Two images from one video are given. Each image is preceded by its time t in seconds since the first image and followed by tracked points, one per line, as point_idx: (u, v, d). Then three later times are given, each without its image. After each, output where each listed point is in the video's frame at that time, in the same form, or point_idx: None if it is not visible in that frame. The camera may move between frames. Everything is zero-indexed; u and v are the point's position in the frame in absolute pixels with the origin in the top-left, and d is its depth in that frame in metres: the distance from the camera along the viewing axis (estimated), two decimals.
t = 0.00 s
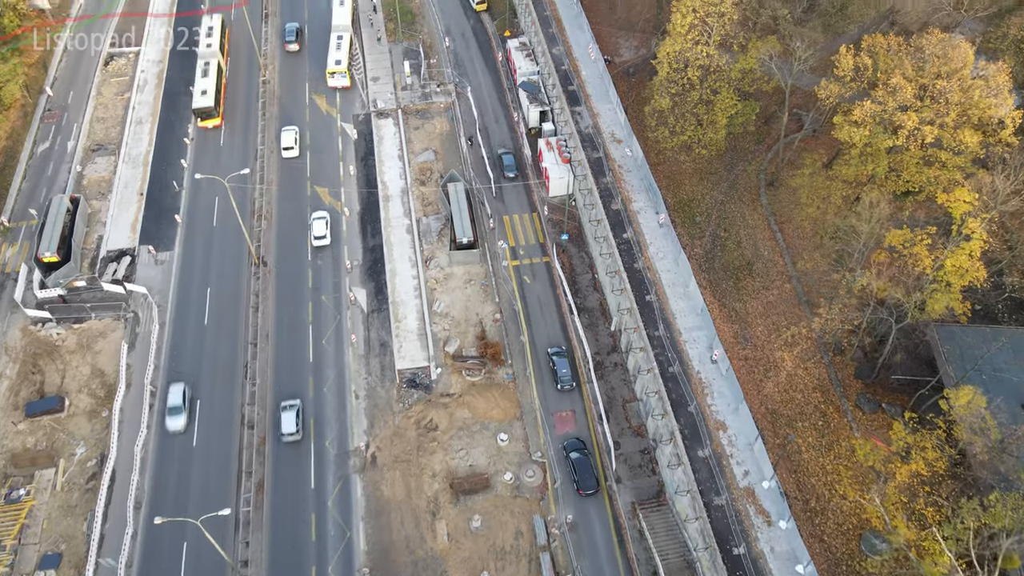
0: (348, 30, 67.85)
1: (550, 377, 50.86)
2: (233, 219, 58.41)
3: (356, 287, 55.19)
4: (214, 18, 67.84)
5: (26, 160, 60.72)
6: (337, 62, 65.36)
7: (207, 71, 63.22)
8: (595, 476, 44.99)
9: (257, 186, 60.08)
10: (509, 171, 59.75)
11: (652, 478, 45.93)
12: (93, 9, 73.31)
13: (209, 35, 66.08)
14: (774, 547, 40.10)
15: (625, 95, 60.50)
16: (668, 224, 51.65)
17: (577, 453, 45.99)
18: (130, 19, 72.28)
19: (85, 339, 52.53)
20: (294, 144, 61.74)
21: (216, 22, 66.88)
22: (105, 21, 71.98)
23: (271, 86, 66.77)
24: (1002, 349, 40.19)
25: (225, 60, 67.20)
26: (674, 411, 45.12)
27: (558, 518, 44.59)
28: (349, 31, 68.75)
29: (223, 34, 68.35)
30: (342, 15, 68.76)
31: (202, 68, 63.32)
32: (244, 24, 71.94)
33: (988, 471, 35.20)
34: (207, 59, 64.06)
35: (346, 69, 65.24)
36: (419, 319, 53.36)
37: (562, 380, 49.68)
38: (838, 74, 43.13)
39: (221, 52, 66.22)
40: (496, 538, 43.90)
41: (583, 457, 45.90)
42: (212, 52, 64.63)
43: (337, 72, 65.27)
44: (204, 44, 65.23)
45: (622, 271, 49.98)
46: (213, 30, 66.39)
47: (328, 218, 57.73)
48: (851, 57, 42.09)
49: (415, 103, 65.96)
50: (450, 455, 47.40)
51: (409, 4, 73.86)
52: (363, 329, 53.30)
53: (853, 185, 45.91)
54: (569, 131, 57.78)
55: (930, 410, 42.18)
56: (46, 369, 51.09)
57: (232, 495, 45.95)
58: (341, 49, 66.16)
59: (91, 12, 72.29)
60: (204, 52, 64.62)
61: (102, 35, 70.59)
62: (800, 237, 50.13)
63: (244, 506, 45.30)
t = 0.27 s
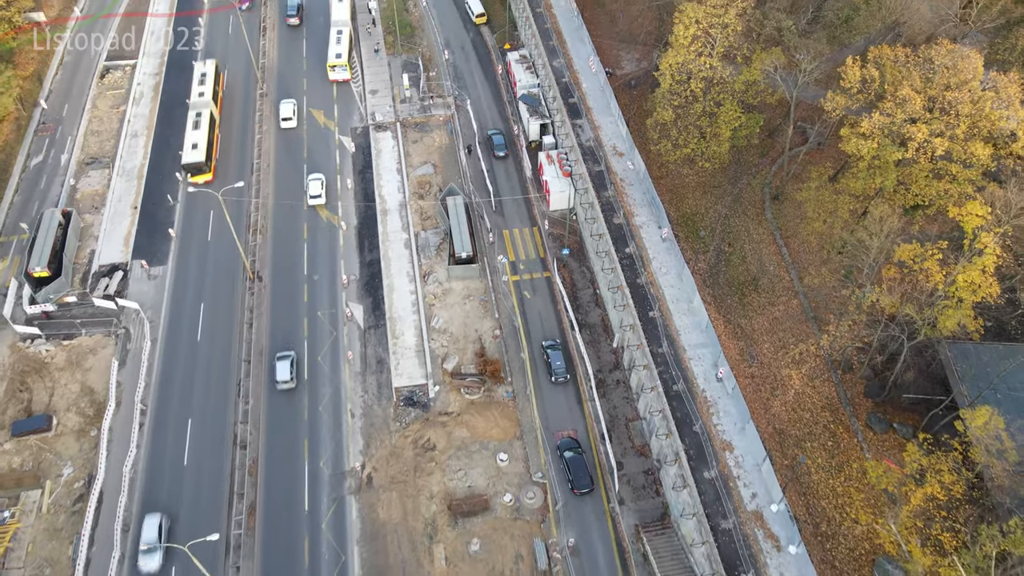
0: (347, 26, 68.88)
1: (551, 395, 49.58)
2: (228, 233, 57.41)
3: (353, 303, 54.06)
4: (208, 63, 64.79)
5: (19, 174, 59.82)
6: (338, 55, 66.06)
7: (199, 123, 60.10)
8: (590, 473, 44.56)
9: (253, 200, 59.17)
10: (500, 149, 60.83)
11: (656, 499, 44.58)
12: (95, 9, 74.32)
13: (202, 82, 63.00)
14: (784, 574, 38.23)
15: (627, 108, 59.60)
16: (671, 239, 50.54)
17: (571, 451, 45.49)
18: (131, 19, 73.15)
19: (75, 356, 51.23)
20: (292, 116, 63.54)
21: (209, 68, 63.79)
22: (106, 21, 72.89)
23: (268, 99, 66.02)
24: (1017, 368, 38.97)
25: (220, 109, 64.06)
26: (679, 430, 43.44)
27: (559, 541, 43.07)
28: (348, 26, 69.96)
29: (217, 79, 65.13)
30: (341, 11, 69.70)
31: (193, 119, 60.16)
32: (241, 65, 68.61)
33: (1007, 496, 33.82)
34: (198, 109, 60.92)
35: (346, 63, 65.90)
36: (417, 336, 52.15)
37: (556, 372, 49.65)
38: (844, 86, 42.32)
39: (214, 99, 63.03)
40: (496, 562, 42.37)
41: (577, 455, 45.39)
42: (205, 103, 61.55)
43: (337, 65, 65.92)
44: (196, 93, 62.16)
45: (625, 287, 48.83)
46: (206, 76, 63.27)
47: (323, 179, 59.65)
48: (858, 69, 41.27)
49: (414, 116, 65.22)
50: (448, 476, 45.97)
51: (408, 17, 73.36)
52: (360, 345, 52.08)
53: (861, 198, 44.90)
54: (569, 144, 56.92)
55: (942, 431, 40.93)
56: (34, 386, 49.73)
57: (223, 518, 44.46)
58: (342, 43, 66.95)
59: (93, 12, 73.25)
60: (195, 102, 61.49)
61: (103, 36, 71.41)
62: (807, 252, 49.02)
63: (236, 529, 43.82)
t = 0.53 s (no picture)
0: (346, 23, 69.90)
1: (552, 414, 48.21)
2: (223, 248, 56.36)
3: (349, 319, 52.85)
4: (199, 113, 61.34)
5: (10, 189, 58.88)
6: (337, 52, 66.95)
7: (187, 181, 56.14)
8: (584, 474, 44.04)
9: (248, 214, 58.18)
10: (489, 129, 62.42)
11: (660, 523, 43.12)
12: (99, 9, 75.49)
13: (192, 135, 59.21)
14: None
15: (628, 122, 58.61)
16: (675, 254, 49.37)
17: (566, 449, 45.06)
18: (131, 19, 73.90)
19: (64, 374, 49.90)
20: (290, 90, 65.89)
21: (200, 119, 60.23)
22: (108, 21, 73.75)
23: (265, 113, 65.27)
24: None
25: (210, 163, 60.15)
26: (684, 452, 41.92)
27: (561, 567, 41.53)
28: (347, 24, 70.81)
29: (208, 130, 61.53)
30: (339, 9, 70.67)
31: (182, 176, 56.26)
32: (235, 115, 65.16)
33: None
34: (187, 164, 57.16)
35: (346, 59, 66.93)
36: (415, 354, 50.60)
37: (549, 363, 49.60)
38: (851, 98, 41.45)
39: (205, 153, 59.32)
40: None
41: (572, 454, 44.95)
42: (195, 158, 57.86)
43: (337, 62, 66.89)
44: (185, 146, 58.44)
45: (627, 303, 47.62)
46: (196, 128, 59.59)
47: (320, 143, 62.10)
48: (866, 81, 40.33)
49: (413, 129, 64.39)
50: (446, 499, 44.51)
51: (407, 31, 72.79)
52: (356, 363, 50.75)
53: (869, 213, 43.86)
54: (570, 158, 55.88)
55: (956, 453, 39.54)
56: (20, 406, 48.33)
57: (214, 542, 42.92)
58: (340, 40, 67.84)
59: (95, 12, 74.18)
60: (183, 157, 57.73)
61: (105, 36, 72.12)
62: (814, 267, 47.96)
63: (227, 554, 42.27)
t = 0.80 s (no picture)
0: (344, 23, 70.61)
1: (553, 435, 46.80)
2: (217, 264, 55.23)
3: (345, 336, 51.57)
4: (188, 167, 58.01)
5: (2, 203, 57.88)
6: (336, 52, 67.72)
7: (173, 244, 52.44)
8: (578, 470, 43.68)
9: (243, 229, 57.12)
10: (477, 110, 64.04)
11: (665, 549, 41.66)
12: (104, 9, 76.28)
13: (181, 192, 55.89)
14: None
15: (630, 135, 57.60)
16: (678, 270, 48.18)
17: (561, 445, 44.78)
18: (131, 19, 74.55)
19: (51, 394, 48.34)
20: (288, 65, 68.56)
21: (189, 173, 56.76)
22: (110, 20, 74.47)
23: (262, 127, 64.52)
24: None
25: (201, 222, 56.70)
26: (689, 474, 40.37)
27: None
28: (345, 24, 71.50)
29: (198, 184, 58.13)
30: (337, 10, 71.50)
31: (167, 238, 52.66)
32: (228, 166, 61.56)
33: None
34: (174, 225, 53.67)
35: (345, 59, 67.79)
36: (412, 372, 49.61)
37: (542, 353, 49.77)
38: (859, 111, 40.58)
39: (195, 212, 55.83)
40: None
41: (567, 450, 44.65)
42: (183, 217, 54.46)
43: (336, 61, 67.67)
44: (173, 204, 55.07)
45: (630, 320, 46.38)
46: (185, 184, 56.24)
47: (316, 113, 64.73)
48: (874, 93, 39.40)
49: (411, 143, 63.56)
50: (443, 523, 42.96)
51: (406, 44, 72.20)
52: (352, 382, 49.37)
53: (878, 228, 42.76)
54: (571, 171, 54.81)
55: (972, 477, 38.09)
56: (6, 426, 46.83)
57: (203, 569, 41.24)
58: (339, 40, 68.53)
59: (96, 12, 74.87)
60: (171, 218, 54.28)
61: (108, 35, 72.76)
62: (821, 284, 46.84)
63: None
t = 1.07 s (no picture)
0: (344, 27, 71.13)
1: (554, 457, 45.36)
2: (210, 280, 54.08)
3: (340, 355, 50.27)
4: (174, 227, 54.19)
5: None
6: (335, 54, 68.12)
7: (155, 317, 48.32)
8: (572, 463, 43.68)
9: (238, 244, 56.03)
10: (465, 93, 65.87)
11: None
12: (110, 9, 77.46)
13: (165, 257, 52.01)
14: None
15: (632, 148, 56.63)
16: (682, 286, 47.01)
17: (556, 438, 44.67)
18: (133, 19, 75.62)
19: (38, 414, 46.96)
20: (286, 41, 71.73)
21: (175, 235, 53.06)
22: (111, 20, 75.55)
23: (259, 140, 63.69)
24: None
25: (186, 289, 52.49)
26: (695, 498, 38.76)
27: None
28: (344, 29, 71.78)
29: (186, 244, 54.37)
30: (336, 15, 72.03)
31: (149, 311, 48.62)
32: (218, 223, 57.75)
33: None
34: (157, 294, 49.70)
35: (343, 61, 67.90)
36: (410, 392, 48.26)
37: (534, 340, 49.96)
38: (867, 124, 39.69)
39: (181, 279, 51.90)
40: None
41: (561, 443, 44.60)
42: (166, 285, 50.49)
43: (335, 63, 67.80)
44: (156, 270, 51.19)
45: (633, 338, 45.11)
46: (170, 247, 52.38)
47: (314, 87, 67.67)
48: (882, 106, 38.47)
49: (410, 157, 62.67)
50: (441, 548, 41.29)
51: (405, 58, 71.57)
52: (347, 402, 47.99)
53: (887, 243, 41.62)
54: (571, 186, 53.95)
55: (989, 503, 36.62)
56: None
57: None
58: (338, 42, 68.83)
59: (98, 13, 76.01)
60: (153, 285, 50.35)
61: (112, 34, 73.66)
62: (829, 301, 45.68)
63: None
